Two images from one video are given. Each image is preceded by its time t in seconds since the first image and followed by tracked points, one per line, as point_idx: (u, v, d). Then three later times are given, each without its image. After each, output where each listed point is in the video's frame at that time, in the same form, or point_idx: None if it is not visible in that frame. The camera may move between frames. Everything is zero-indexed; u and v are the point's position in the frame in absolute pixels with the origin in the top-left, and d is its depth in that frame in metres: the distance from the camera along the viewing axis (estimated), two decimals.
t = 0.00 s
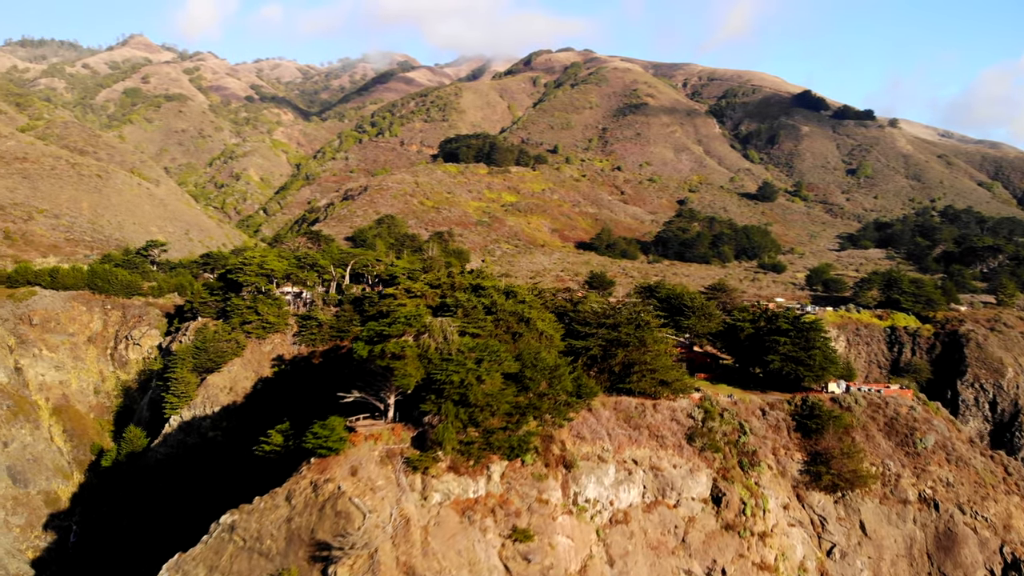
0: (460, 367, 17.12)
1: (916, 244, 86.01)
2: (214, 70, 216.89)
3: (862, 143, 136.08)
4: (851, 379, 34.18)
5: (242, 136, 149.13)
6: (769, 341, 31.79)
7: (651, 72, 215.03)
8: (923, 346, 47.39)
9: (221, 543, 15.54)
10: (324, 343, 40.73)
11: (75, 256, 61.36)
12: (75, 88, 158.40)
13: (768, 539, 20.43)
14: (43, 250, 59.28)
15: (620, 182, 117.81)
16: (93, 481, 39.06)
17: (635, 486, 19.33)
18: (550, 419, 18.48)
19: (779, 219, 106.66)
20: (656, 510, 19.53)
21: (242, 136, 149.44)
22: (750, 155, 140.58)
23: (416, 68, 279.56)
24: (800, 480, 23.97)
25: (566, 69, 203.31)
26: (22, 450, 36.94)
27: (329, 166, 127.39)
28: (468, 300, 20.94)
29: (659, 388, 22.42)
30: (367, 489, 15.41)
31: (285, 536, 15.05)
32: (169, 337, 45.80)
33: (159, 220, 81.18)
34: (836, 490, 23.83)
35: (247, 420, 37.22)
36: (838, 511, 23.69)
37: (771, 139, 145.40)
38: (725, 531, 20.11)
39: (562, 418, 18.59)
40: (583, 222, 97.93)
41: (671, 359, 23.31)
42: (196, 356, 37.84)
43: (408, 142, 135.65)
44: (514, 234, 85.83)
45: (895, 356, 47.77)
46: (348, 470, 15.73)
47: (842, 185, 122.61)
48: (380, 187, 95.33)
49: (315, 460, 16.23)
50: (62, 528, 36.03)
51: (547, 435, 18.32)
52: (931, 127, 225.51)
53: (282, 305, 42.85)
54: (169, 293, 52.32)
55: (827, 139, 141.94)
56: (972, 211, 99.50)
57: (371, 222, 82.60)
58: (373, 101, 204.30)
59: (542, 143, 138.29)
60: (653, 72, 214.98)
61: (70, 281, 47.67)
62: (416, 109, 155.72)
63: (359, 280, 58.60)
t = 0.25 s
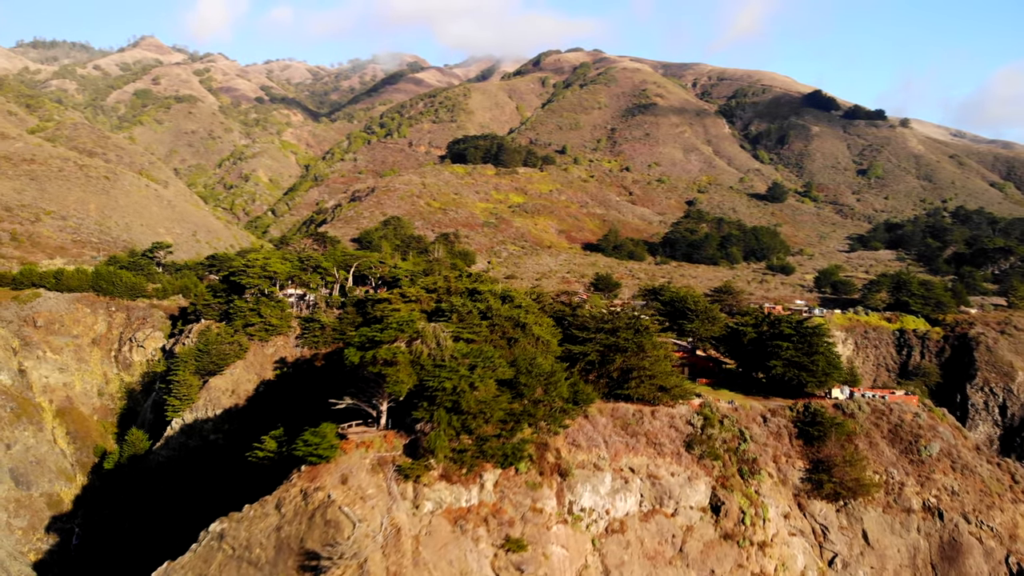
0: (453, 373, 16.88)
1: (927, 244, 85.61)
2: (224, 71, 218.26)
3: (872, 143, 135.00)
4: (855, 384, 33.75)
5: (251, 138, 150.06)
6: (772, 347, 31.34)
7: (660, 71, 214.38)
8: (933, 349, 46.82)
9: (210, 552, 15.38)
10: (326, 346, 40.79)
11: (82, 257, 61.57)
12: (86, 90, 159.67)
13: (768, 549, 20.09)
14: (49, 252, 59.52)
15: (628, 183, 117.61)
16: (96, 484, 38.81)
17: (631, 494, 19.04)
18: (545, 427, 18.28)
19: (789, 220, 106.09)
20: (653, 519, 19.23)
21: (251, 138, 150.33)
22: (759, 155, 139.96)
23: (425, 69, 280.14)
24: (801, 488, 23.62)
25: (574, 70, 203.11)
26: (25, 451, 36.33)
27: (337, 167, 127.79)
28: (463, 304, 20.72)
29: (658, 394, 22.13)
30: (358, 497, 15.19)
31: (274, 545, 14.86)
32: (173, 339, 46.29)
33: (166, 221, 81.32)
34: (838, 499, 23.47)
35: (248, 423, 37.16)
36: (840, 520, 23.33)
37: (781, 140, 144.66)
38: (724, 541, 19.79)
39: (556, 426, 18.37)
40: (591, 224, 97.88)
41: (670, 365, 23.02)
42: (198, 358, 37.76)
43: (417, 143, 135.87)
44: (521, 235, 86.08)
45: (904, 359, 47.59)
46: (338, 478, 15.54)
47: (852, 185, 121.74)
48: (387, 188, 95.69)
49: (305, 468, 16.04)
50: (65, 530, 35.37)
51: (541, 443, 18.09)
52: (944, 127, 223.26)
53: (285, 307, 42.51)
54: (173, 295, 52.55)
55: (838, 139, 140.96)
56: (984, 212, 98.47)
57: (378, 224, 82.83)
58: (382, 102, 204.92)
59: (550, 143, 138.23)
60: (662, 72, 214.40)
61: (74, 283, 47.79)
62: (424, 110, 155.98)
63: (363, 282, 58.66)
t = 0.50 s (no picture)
0: (445, 380, 16.66)
1: (938, 246, 85.24)
2: (234, 72, 219.41)
3: (883, 144, 133.91)
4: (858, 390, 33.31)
5: (260, 139, 150.84)
6: (773, 352, 31.02)
7: (669, 71, 213.74)
8: (941, 352, 46.48)
9: (198, 560, 15.25)
10: (327, 349, 40.72)
11: (87, 259, 61.71)
12: (97, 91, 160.81)
13: (767, 559, 19.75)
14: (55, 253, 59.75)
15: (636, 183, 117.43)
16: (98, 487, 38.80)
17: (627, 503, 18.77)
18: (539, 434, 18.05)
19: (798, 221, 105.49)
20: (650, 528, 18.96)
21: (260, 139, 151.13)
22: (769, 155, 139.25)
23: (434, 70, 280.66)
24: (803, 497, 23.29)
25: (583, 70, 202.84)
26: (28, 454, 36.56)
27: (345, 169, 128.21)
28: (458, 308, 20.48)
29: (657, 401, 21.86)
30: (347, 506, 15.01)
31: (262, 554, 14.69)
32: (176, 341, 46.20)
33: (172, 222, 81.44)
34: (841, 507, 23.11)
35: (249, 426, 37.05)
36: (842, 529, 22.97)
37: (791, 140, 143.74)
38: (722, 550, 19.51)
39: (551, 433, 18.14)
40: (598, 224, 97.84)
41: (670, 371, 22.73)
42: (200, 361, 37.63)
43: (424, 144, 136.05)
44: (527, 237, 86.42)
45: (912, 362, 46.99)
46: (328, 486, 15.38)
47: (863, 186, 120.86)
48: (394, 190, 96.05)
49: (295, 476, 15.88)
50: (67, 533, 35.41)
51: (536, 451, 17.85)
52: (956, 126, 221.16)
53: (287, 309, 42.14)
54: (177, 296, 52.18)
55: (848, 139, 139.90)
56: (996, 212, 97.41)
57: (384, 225, 83.16)
58: (391, 103, 205.46)
59: (558, 144, 138.15)
60: (672, 71, 213.80)
61: (79, 285, 47.93)
62: (432, 110, 156.24)
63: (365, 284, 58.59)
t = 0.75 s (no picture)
0: (437, 387, 16.43)
1: (948, 248, 84.93)
2: (243, 74, 220.66)
3: (894, 144, 132.78)
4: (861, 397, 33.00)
5: (269, 140, 151.36)
6: (775, 357, 30.62)
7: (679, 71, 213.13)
8: (950, 355, 46.08)
9: (186, 569, 15.07)
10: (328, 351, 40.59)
11: (93, 261, 61.91)
12: (107, 92, 162.09)
13: (765, 569, 19.44)
14: (61, 255, 59.96)
15: (644, 184, 117.25)
16: (100, 489, 38.63)
17: (623, 512, 18.50)
18: (533, 442, 17.83)
19: (807, 222, 104.83)
20: (645, 538, 18.68)
21: (269, 140, 151.99)
22: (778, 155, 138.62)
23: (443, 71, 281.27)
24: (803, 505, 22.97)
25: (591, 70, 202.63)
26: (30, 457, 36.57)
27: (353, 170, 128.64)
28: (452, 312, 20.26)
29: (655, 407, 21.61)
30: (336, 515, 14.83)
31: (250, 564, 14.49)
32: (178, 344, 46.53)
33: (179, 224, 81.73)
34: (842, 517, 22.76)
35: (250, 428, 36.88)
36: (844, 539, 22.60)
37: (800, 140, 142.93)
38: (719, 561, 19.22)
39: (545, 441, 17.91)
40: (605, 226, 97.80)
41: (668, 377, 22.49)
42: (202, 363, 37.62)
43: (432, 145, 136.21)
44: (533, 238, 86.86)
45: (920, 366, 46.66)
46: (317, 495, 15.20)
47: (873, 186, 120.00)
48: (401, 191, 96.46)
49: (284, 485, 15.70)
50: (68, 535, 35.28)
51: (529, 459, 17.61)
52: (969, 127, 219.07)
53: (289, 312, 42.24)
54: (182, 298, 52.45)
55: (858, 139, 138.86)
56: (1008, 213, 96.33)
57: (389, 227, 83.58)
58: (399, 104, 206.02)
59: (566, 145, 138.12)
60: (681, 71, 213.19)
61: (83, 287, 48.10)
62: (441, 111, 156.51)
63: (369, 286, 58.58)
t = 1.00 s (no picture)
0: (427, 394, 16.26)
1: (958, 249, 84.63)
2: (253, 75, 221.77)
3: (905, 144, 131.67)
4: (864, 400, 32.75)
5: (278, 142, 152.69)
6: (777, 362, 30.18)
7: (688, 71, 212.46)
8: (959, 358, 45.41)
9: None
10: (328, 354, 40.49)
11: (98, 263, 62.03)
12: (117, 94, 163.12)
13: None
14: (67, 257, 60.17)
15: (652, 184, 116.98)
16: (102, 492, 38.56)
17: (618, 522, 18.20)
18: (527, 450, 17.60)
19: (817, 223, 104.16)
20: (641, 547, 18.39)
21: (277, 142, 152.74)
22: (787, 156, 137.97)
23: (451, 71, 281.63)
24: (804, 514, 22.61)
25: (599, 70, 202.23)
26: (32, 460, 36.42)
27: (361, 171, 129.08)
28: (446, 317, 20.07)
29: (652, 413, 21.32)
30: (325, 525, 14.66)
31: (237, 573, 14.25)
32: (181, 346, 46.72)
33: (187, 225, 81.99)
34: (843, 526, 22.41)
35: (250, 431, 36.70)
36: (845, 549, 22.24)
37: (810, 140, 142.10)
38: (717, 571, 18.90)
39: (540, 448, 17.70)
40: (611, 227, 97.71)
41: (666, 383, 22.24)
42: (204, 366, 37.47)
43: (440, 146, 136.35)
44: (539, 240, 87.61)
45: (929, 370, 45.96)
46: (306, 504, 15.05)
47: (884, 186, 119.19)
48: (407, 192, 96.81)
49: (273, 493, 15.56)
50: (69, 538, 35.27)
51: (522, 467, 17.35)
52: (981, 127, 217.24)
53: (292, 314, 42.14)
54: (185, 301, 52.72)
55: (868, 139, 137.85)
56: (1020, 214, 95.29)
57: (395, 228, 84.09)
58: (408, 105, 206.54)
59: (574, 145, 138.06)
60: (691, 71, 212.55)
61: (87, 289, 48.06)
62: (449, 112, 156.71)
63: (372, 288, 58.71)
